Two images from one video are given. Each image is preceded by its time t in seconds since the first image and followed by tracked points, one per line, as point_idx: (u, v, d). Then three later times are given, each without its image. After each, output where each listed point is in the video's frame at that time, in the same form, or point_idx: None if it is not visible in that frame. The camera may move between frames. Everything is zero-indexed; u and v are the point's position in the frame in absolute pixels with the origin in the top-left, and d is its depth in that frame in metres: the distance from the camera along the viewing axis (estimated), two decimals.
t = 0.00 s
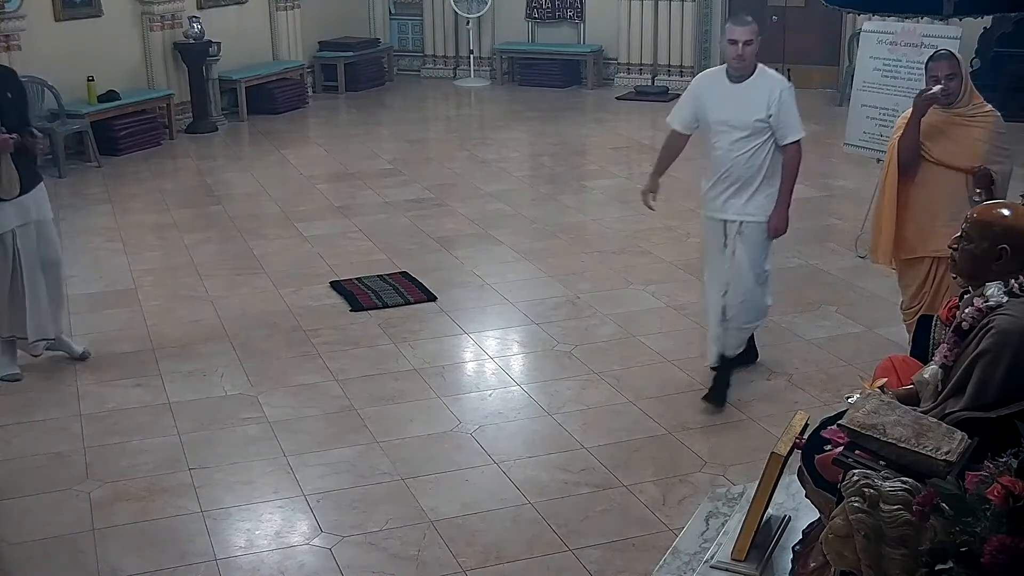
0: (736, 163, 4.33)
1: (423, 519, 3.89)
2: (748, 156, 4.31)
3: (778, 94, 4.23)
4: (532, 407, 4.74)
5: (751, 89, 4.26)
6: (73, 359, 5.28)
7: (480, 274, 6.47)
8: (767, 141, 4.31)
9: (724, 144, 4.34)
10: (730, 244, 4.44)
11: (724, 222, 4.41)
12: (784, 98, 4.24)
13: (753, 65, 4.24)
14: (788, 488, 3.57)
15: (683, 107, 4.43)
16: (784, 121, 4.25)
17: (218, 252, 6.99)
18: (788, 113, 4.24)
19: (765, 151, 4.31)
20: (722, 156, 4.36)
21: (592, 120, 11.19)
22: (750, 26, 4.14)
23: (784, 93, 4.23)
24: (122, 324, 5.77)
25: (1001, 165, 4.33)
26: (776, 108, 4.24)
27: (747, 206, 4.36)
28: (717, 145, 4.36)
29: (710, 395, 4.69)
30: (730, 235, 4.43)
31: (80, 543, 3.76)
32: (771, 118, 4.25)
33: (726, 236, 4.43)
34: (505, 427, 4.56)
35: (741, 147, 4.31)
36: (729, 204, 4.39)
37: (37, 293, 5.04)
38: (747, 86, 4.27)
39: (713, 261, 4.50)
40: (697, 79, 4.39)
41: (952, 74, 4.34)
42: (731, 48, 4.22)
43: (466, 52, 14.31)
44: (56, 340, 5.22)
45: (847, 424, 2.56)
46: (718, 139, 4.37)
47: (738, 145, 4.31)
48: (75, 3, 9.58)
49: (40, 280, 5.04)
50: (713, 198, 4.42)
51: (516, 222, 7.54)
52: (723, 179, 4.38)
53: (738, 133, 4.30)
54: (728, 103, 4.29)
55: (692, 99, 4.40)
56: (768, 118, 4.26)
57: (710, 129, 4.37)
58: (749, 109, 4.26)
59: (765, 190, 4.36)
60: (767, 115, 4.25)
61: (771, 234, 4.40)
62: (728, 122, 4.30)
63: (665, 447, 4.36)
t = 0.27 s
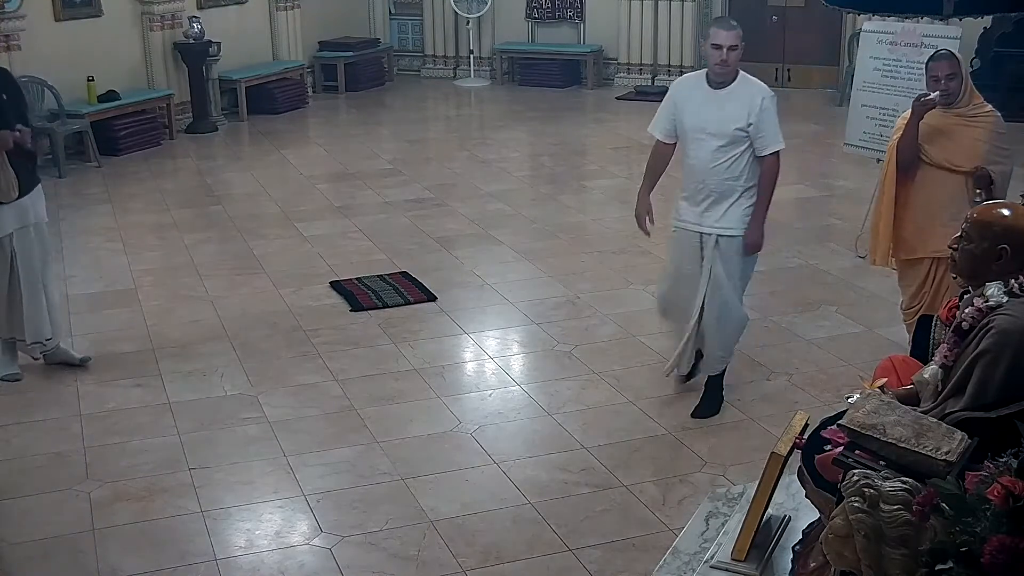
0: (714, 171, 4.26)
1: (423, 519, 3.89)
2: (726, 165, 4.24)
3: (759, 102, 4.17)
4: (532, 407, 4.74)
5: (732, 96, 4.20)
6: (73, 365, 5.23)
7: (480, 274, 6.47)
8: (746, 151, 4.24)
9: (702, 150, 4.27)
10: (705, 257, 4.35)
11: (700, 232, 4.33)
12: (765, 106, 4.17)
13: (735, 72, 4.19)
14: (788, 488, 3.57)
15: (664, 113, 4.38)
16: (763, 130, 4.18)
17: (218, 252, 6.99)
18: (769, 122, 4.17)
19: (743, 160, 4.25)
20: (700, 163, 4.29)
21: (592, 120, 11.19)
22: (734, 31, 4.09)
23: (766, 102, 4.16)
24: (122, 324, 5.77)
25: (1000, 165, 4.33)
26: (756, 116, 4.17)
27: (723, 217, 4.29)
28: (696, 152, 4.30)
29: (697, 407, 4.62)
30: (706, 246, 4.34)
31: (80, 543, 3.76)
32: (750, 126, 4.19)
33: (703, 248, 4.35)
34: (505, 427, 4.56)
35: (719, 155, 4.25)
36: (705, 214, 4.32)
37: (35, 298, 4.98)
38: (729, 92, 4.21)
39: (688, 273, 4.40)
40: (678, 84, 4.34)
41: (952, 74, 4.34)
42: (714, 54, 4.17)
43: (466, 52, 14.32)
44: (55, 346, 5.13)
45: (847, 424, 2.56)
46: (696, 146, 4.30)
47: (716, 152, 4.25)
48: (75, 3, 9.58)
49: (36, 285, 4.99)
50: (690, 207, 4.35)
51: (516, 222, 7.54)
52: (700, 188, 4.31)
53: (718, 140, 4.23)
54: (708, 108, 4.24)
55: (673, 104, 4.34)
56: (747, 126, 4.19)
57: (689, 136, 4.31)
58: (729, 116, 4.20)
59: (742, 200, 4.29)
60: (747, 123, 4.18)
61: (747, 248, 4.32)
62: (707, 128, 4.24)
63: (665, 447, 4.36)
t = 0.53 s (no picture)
0: (688, 186, 3.98)
1: (423, 519, 3.89)
2: (701, 179, 3.97)
3: (734, 112, 3.90)
4: (532, 407, 4.74)
5: (705, 106, 3.91)
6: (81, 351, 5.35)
7: (480, 274, 6.47)
8: (721, 163, 3.97)
9: (676, 165, 3.98)
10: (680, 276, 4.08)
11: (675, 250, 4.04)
12: (741, 117, 3.91)
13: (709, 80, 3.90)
14: (788, 487, 3.57)
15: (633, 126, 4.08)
16: (740, 142, 3.90)
17: (218, 252, 6.99)
18: (745, 132, 3.90)
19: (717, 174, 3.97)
20: (673, 178, 4.00)
21: (592, 120, 11.19)
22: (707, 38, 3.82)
23: (742, 112, 3.90)
24: (122, 324, 5.77)
25: (1000, 165, 4.32)
26: (731, 127, 3.90)
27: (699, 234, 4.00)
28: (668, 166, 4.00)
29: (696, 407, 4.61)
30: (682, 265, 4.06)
31: (80, 543, 3.76)
32: (725, 137, 3.91)
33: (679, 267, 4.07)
34: (505, 427, 4.56)
35: (694, 171, 3.96)
36: (680, 231, 4.03)
37: (41, 295, 5.00)
38: (703, 102, 3.92)
39: (663, 294, 4.10)
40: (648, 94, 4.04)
41: (951, 73, 4.34)
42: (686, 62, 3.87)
43: (466, 52, 14.32)
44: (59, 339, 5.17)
45: (847, 424, 2.56)
46: (667, 161, 4.01)
47: (690, 166, 3.96)
48: (75, 3, 9.58)
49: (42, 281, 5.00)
50: (663, 225, 4.06)
51: (516, 222, 7.54)
52: (674, 205, 4.02)
53: (692, 153, 3.95)
54: (679, 122, 3.95)
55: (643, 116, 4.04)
56: (721, 137, 3.92)
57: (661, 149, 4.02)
58: (703, 127, 3.91)
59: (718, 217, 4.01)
60: (721, 133, 3.91)
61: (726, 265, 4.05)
62: (680, 140, 3.95)
63: (665, 447, 4.36)
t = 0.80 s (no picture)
0: (653, 194, 3.91)
1: (423, 519, 3.89)
2: (665, 186, 3.90)
3: (696, 115, 3.84)
4: (531, 407, 4.74)
5: (667, 111, 3.85)
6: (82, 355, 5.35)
7: (480, 274, 6.47)
8: (686, 168, 3.91)
9: (639, 172, 3.91)
10: (648, 286, 4.01)
11: (642, 260, 3.97)
12: (704, 120, 3.85)
13: (668, 85, 3.83)
14: (788, 488, 3.57)
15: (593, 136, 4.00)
16: (704, 145, 3.85)
17: (218, 252, 6.99)
18: (709, 136, 3.84)
19: (682, 179, 3.91)
20: (637, 186, 3.93)
21: (592, 120, 11.19)
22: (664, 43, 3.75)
23: (705, 115, 3.84)
24: (122, 324, 5.77)
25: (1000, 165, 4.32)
26: (695, 131, 3.84)
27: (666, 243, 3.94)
28: (631, 175, 3.94)
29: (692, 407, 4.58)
30: (648, 275, 3.99)
31: (80, 543, 3.76)
32: (689, 142, 3.85)
33: (648, 277, 4.00)
34: (505, 427, 4.56)
35: (658, 176, 3.89)
36: (646, 240, 3.96)
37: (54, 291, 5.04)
38: (664, 107, 3.86)
39: (632, 307, 4.02)
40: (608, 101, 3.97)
41: (952, 74, 4.34)
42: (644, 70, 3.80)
43: (466, 52, 14.31)
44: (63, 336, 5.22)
45: (847, 424, 2.56)
46: (631, 168, 3.93)
47: (654, 173, 3.89)
48: (75, 3, 9.58)
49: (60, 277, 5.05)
50: (628, 234, 3.99)
51: (516, 222, 7.54)
52: (639, 213, 3.96)
53: (655, 160, 3.88)
54: (641, 129, 3.88)
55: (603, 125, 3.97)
56: (685, 142, 3.85)
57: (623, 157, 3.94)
58: (666, 132, 3.85)
59: (683, 223, 3.95)
60: (685, 138, 3.84)
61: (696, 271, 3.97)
62: (643, 147, 3.88)
63: (665, 447, 4.36)
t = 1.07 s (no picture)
0: (627, 208, 3.72)
1: (423, 519, 3.89)
2: (638, 198, 3.71)
3: (673, 124, 3.67)
4: (531, 407, 4.74)
5: (641, 121, 3.67)
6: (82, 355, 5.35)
7: (480, 274, 6.47)
8: (660, 179, 3.73)
9: (611, 185, 3.71)
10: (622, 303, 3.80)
11: (616, 276, 3.77)
12: (680, 129, 3.68)
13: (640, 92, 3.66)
14: (788, 488, 3.57)
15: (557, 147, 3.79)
16: (681, 155, 3.67)
17: (218, 252, 7.00)
18: (686, 146, 3.68)
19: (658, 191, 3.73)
20: (609, 199, 3.73)
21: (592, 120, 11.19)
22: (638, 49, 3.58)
23: (680, 123, 3.68)
24: (122, 324, 5.77)
25: (1000, 165, 4.32)
26: (671, 140, 3.67)
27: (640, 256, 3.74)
28: (602, 187, 3.73)
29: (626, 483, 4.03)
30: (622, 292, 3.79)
31: (81, 543, 3.76)
32: (665, 152, 3.67)
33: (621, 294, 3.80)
34: (505, 427, 4.56)
35: (634, 188, 3.70)
36: (620, 255, 3.76)
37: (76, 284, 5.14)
38: (637, 117, 3.68)
39: (606, 326, 3.84)
40: (572, 111, 3.77)
41: (951, 74, 4.36)
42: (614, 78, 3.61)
43: (466, 52, 14.31)
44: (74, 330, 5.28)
45: (847, 424, 2.56)
46: (603, 182, 3.73)
47: (628, 185, 3.70)
48: (75, 3, 9.58)
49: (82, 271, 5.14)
50: (602, 250, 3.78)
51: (516, 222, 7.54)
52: (611, 227, 3.76)
53: (630, 171, 3.69)
54: (613, 141, 3.69)
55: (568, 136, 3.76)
56: (661, 152, 3.68)
57: (593, 169, 3.74)
58: (640, 142, 3.67)
59: (659, 237, 3.76)
60: (662, 148, 3.67)
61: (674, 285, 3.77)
62: (616, 160, 3.69)
63: (665, 447, 4.36)
